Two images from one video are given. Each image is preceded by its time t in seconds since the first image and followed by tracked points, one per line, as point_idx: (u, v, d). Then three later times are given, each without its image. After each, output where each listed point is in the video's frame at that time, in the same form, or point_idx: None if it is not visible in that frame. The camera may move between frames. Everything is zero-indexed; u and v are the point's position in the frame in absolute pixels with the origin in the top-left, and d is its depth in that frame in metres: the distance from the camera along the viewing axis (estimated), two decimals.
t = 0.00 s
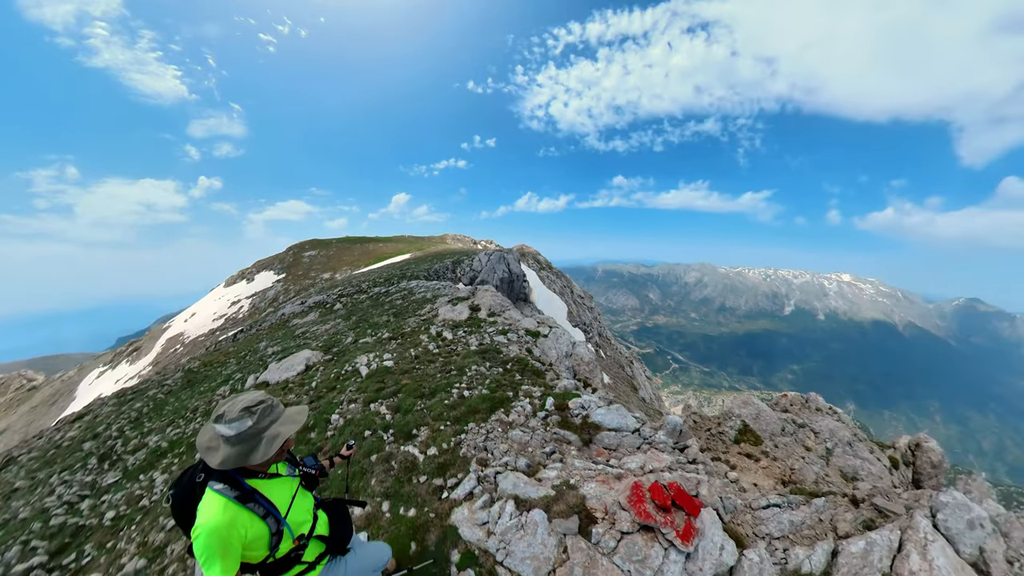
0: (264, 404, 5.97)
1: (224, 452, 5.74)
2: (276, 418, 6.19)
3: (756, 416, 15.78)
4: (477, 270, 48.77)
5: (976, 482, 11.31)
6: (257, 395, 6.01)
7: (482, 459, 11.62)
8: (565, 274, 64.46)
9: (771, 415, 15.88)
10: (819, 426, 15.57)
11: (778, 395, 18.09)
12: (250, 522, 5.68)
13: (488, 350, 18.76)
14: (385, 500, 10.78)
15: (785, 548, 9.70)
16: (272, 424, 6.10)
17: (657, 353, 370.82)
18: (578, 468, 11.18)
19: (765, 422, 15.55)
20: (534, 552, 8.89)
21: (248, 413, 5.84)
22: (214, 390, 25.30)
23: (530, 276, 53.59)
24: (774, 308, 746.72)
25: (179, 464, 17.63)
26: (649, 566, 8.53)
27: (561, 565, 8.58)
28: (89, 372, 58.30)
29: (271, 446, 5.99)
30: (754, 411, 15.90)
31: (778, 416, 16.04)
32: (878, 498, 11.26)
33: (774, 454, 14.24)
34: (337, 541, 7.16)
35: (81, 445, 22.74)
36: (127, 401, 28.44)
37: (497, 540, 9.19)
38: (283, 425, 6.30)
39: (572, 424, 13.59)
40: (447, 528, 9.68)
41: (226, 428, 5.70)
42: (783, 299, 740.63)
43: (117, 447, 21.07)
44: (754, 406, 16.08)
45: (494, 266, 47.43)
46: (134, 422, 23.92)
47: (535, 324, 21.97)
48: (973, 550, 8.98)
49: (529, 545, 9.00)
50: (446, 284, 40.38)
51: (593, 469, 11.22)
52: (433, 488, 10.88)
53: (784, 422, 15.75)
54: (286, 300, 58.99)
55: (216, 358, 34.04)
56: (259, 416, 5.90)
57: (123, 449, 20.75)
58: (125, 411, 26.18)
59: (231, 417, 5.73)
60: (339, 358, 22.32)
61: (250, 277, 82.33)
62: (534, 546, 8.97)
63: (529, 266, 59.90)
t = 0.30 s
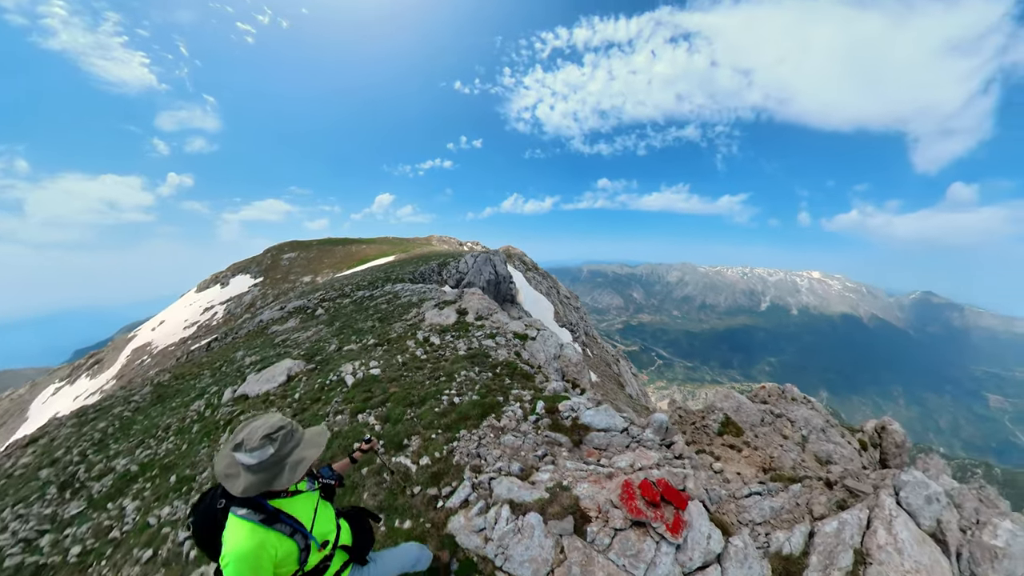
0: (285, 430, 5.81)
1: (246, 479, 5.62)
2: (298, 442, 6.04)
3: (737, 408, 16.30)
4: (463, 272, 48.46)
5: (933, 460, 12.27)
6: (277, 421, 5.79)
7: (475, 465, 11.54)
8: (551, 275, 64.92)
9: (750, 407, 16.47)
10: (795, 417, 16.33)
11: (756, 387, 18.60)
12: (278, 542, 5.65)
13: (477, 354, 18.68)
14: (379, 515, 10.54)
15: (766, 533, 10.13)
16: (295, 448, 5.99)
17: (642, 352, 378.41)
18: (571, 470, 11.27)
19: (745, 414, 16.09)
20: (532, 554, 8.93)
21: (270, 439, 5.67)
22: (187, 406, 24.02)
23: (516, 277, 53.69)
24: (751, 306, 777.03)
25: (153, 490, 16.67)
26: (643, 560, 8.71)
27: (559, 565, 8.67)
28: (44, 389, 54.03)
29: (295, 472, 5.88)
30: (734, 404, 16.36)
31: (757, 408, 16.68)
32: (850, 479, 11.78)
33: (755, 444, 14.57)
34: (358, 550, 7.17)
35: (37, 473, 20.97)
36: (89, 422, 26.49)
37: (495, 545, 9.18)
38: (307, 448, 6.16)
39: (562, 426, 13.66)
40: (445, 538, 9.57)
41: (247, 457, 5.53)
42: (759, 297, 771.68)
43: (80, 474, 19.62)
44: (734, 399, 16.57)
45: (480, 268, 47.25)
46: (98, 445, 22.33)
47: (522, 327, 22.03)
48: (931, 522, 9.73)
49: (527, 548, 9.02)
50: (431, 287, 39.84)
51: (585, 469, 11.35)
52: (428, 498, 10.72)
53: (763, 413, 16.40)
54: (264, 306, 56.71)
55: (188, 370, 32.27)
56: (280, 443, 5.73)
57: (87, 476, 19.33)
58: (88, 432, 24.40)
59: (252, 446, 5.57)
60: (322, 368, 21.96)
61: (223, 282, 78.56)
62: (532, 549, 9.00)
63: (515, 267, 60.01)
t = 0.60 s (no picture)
0: (317, 446, 5.84)
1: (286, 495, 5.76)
2: (330, 456, 6.11)
3: (719, 401, 16.83)
4: (449, 274, 48.05)
5: (897, 442, 12.97)
6: (307, 438, 5.78)
7: (461, 472, 11.46)
8: (537, 276, 65.24)
9: (731, 399, 17.02)
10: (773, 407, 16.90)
11: (737, 379, 19.32)
12: (325, 547, 5.98)
13: (462, 358, 18.59)
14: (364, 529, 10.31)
15: (748, 524, 10.48)
16: (327, 462, 6.07)
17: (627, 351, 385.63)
18: (556, 473, 11.36)
19: (726, 407, 16.64)
20: (521, 560, 8.97)
21: (302, 457, 5.71)
22: (156, 423, 22.74)
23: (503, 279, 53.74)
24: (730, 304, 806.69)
25: (121, 516, 15.71)
26: (629, 558, 8.90)
27: (547, 568, 8.75)
28: None
29: (331, 486, 6.01)
30: (716, 397, 16.91)
31: (738, 399, 17.25)
32: (824, 465, 12.58)
33: (737, 435, 15.17)
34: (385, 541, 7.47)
35: None
36: (43, 445, 24.58)
37: (484, 552, 9.16)
38: (339, 460, 6.25)
39: (547, 429, 13.75)
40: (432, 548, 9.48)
41: (282, 475, 5.60)
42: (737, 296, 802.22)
43: (35, 503, 18.21)
44: (716, 393, 17.12)
45: (466, 270, 46.97)
46: (55, 470, 20.77)
47: (507, 329, 22.06)
48: (899, 502, 10.50)
49: (515, 554, 9.04)
50: (416, 290, 39.25)
51: (570, 471, 11.44)
52: (414, 508, 10.57)
53: (744, 405, 16.96)
54: (240, 312, 54.38)
55: (156, 384, 30.50)
56: (313, 459, 5.80)
57: (43, 505, 17.94)
58: (42, 457, 22.65)
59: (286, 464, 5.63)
60: (303, 377, 21.34)
61: (195, 287, 74.74)
62: (521, 555, 9.02)
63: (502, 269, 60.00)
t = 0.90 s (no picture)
0: (326, 440, 6.35)
1: (297, 486, 6.21)
2: (338, 451, 6.62)
3: (699, 398, 17.39)
4: (434, 276, 47.47)
5: (867, 433, 13.63)
6: (319, 432, 6.33)
7: (437, 483, 11.37)
8: (523, 277, 65.48)
9: (710, 395, 17.57)
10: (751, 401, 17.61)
11: (717, 375, 19.97)
12: (325, 542, 6.35)
13: (442, 363, 18.44)
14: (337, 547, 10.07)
15: (727, 523, 10.71)
16: (335, 456, 6.56)
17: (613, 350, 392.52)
18: (532, 481, 11.37)
19: (706, 403, 17.18)
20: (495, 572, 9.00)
21: (313, 450, 6.22)
22: (119, 442, 21.39)
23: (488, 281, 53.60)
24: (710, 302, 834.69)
25: (79, 544, 14.76)
26: (604, 567, 9.05)
27: None
28: None
29: (337, 479, 6.45)
30: (697, 393, 17.53)
31: (717, 395, 17.85)
32: (801, 457, 13.21)
33: (718, 429, 15.72)
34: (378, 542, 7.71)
35: None
36: None
37: (457, 566, 9.13)
38: (346, 456, 6.74)
39: (525, 434, 13.78)
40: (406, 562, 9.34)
41: (293, 466, 6.06)
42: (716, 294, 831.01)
43: None
44: (696, 389, 17.73)
45: (451, 272, 46.59)
46: (4, 499, 19.27)
47: (489, 332, 22.03)
48: (872, 492, 10.95)
49: (489, 566, 9.05)
50: (399, 293, 38.63)
51: (547, 478, 11.51)
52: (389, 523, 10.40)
53: (723, 400, 17.55)
54: (213, 319, 51.98)
55: (120, 399, 28.69)
56: (322, 453, 6.26)
57: None
58: None
59: (300, 455, 6.14)
60: (278, 387, 20.62)
61: (164, 293, 70.88)
62: (494, 567, 9.03)
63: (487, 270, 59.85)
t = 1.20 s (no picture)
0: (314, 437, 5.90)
1: (279, 484, 5.64)
2: (324, 449, 6.08)
3: (682, 394, 17.39)
4: (418, 277, 46.35)
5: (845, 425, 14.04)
6: (306, 427, 5.93)
7: (408, 496, 10.95)
8: (510, 277, 65.12)
9: (693, 392, 17.61)
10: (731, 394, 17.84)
11: (699, 369, 20.17)
12: (303, 548, 5.69)
13: (420, 368, 17.77)
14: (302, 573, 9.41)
15: (712, 528, 10.59)
16: (320, 455, 6.01)
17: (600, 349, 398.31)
18: (504, 495, 10.88)
19: (689, 399, 17.20)
20: None
21: (298, 446, 5.75)
22: (72, 465, 19.54)
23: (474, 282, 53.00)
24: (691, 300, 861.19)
25: None
26: None
27: None
28: None
29: (321, 479, 5.86)
30: (680, 390, 17.52)
31: (700, 391, 17.93)
32: (783, 450, 13.35)
33: (701, 425, 15.75)
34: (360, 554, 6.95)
35: None
36: None
37: None
38: (333, 454, 6.17)
39: (500, 443, 13.31)
40: None
41: (277, 462, 5.58)
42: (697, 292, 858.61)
43: None
44: (679, 385, 17.71)
45: (436, 273, 45.64)
46: None
47: (471, 335, 21.48)
48: (853, 486, 11.09)
49: None
50: (381, 296, 37.46)
51: (521, 490, 11.06)
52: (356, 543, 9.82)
53: (706, 396, 17.64)
54: (184, 326, 49.09)
55: (75, 417, 26.39)
56: (308, 449, 5.79)
57: None
58: None
59: (284, 451, 5.65)
60: (247, 397, 19.37)
61: (128, 299, 66.45)
62: None
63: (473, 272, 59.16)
